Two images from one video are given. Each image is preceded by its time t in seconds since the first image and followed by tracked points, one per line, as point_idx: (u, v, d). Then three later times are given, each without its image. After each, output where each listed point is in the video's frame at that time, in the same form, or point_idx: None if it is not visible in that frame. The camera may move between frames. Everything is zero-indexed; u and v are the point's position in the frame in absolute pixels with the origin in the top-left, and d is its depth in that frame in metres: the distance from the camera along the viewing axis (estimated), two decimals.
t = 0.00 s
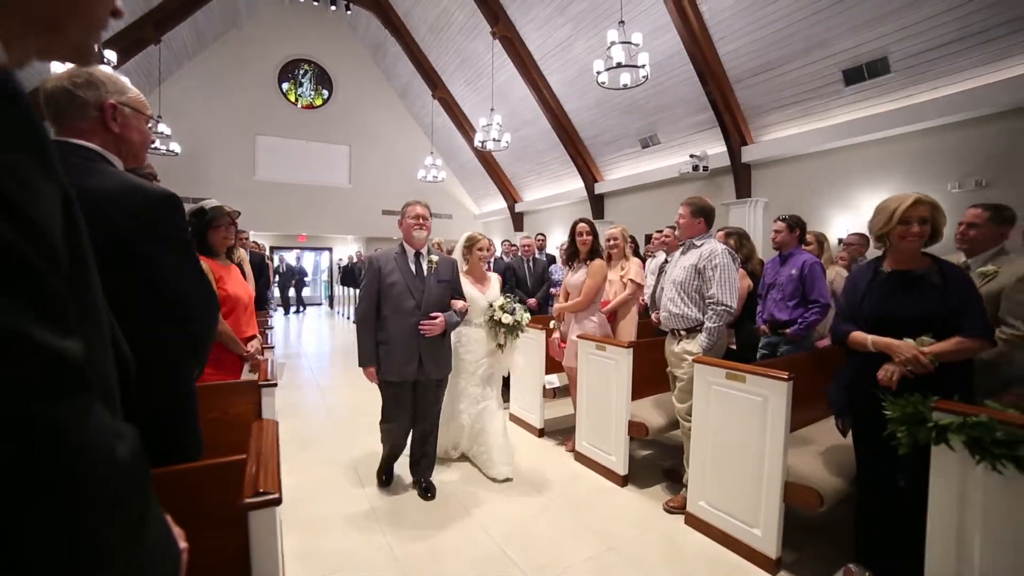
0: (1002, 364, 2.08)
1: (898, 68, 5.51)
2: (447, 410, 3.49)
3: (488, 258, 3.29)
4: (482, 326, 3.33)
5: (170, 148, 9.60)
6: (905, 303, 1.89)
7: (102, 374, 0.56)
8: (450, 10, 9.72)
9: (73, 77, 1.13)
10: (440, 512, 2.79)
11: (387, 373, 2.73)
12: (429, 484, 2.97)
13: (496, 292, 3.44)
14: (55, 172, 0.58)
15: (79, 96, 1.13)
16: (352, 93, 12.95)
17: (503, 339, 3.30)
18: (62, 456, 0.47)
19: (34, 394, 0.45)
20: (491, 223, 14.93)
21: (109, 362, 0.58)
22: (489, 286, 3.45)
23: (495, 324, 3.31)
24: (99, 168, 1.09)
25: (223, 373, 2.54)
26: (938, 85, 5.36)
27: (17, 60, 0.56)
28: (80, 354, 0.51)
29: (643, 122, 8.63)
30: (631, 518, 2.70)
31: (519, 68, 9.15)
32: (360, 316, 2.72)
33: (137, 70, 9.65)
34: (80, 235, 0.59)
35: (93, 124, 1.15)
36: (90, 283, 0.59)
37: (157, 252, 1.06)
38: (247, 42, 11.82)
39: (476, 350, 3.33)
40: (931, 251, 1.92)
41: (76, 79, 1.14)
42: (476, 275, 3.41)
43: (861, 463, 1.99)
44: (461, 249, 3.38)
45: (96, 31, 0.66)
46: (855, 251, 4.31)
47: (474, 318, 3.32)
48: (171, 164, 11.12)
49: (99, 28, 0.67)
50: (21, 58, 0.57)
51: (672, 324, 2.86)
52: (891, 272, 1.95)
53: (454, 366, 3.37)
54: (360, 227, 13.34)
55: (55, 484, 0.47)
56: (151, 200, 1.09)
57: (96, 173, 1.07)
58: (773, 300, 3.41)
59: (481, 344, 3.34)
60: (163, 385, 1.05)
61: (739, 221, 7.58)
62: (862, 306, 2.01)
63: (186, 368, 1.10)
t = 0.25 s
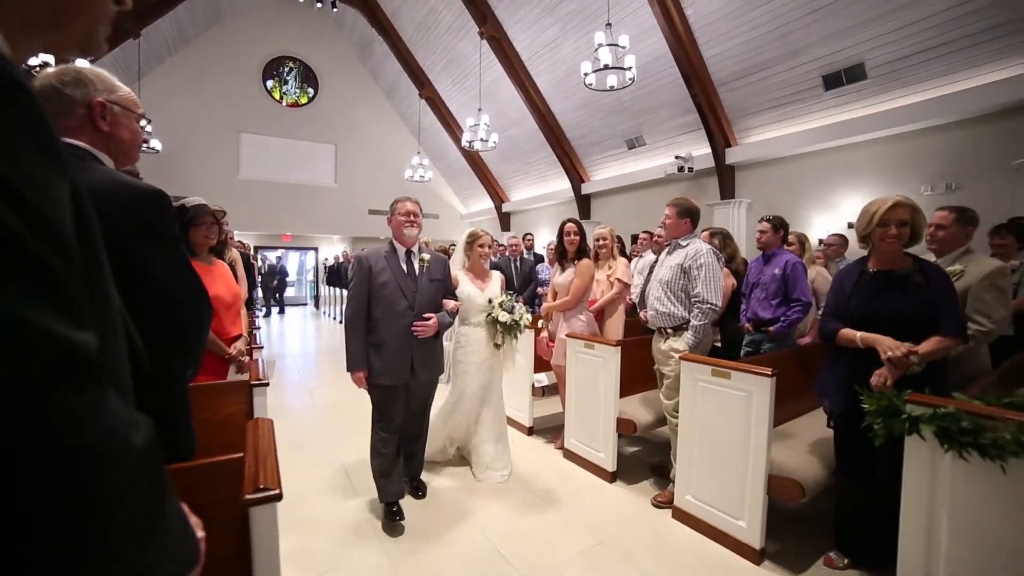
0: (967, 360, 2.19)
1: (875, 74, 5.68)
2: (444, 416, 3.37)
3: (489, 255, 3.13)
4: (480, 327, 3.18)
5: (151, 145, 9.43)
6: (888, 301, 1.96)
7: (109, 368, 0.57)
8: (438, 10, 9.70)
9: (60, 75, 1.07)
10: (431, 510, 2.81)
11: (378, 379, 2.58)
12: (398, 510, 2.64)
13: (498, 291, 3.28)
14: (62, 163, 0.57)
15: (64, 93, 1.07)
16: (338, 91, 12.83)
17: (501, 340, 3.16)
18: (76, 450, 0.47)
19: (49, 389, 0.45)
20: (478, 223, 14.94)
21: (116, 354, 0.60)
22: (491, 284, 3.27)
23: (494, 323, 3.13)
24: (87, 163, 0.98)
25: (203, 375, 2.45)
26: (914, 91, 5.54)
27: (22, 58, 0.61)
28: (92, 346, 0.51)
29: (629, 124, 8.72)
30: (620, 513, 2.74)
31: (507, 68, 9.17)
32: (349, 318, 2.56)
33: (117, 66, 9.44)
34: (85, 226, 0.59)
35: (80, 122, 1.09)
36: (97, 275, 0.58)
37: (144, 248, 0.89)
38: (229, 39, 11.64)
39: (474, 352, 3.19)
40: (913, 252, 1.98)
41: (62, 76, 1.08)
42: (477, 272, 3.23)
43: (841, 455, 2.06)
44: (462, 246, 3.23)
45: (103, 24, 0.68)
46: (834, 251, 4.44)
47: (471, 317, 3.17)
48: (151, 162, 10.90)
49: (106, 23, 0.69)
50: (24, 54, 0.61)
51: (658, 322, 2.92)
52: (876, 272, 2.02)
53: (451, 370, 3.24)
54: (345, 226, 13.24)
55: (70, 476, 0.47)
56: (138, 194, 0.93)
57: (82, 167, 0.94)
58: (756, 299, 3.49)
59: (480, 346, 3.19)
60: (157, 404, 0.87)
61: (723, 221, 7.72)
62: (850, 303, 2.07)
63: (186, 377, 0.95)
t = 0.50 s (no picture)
0: (935, 354, 2.28)
1: (851, 79, 5.84)
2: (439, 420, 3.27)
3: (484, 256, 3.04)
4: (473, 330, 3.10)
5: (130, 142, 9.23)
6: (865, 299, 2.02)
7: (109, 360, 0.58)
8: (424, 9, 9.68)
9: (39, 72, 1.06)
10: (420, 507, 2.82)
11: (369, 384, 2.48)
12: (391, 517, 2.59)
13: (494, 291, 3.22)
14: (61, 161, 0.59)
15: (44, 91, 1.06)
16: (322, 89, 12.70)
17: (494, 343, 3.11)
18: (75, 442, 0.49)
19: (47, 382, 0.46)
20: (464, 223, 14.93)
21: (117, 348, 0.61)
22: (486, 284, 3.21)
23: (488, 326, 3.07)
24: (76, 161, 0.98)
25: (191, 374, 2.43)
26: (889, 96, 5.72)
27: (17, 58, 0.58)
28: (92, 339, 0.53)
29: (614, 124, 8.81)
30: (607, 507, 2.79)
31: (493, 68, 9.19)
32: (332, 323, 2.43)
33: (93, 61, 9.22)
34: (86, 221, 0.60)
35: (61, 119, 1.08)
36: (98, 268, 0.59)
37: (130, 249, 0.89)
38: (211, 35, 11.45)
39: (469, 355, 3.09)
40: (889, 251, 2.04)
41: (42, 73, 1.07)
42: (472, 271, 3.18)
43: (818, 446, 2.14)
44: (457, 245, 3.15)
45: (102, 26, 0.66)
46: (812, 251, 4.57)
47: (464, 317, 3.09)
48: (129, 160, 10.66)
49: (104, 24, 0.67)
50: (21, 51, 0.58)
51: (643, 319, 2.98)
52: (853, 271, 2.08)
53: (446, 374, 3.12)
54: (330, 226, 13.12)
55: (70, 467, 0.49)
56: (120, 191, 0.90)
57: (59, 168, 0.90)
58: (739, 297, 3.57)
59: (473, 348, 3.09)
60: (151, 402, 0.86)
61: (706, 221, 7.85)
62: (824, 300, 2.15)
63: (174, 377, 0.94)
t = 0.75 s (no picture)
0: (902, 349, 2.38)
1: (827, 84, 6.01)
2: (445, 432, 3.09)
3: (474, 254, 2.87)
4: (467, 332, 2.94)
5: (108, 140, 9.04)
6: (838, 296, 2.10)
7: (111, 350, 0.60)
8: (409, 8, 9.65)
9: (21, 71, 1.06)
10: (407, 504, 2.85)
11: (351, 388, 2.44)
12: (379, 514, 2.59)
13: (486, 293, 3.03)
14: (65, 158, 0.61)
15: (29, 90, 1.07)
16: (306, 87, 12.58)
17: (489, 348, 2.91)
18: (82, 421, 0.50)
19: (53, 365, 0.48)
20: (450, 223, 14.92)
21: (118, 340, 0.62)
22: (479, 285, 3.04)
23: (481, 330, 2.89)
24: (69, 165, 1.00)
25: (178, 375, 2.43)
26: (863, 101, 5.90)
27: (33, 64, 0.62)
28: (96, 330, 0.54)
29: (599, 125, 8.90)
30: (592, 500, 2.85)
31: (479, 68, 9.21)
32: (312, 323, 2.37)
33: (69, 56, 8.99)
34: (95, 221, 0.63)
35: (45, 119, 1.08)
36: (96, 261, 0.61)
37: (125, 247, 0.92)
38: (192, 31, 11.25)
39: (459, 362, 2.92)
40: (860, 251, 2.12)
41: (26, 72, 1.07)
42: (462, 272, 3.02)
43: (791, 437, 2.23)
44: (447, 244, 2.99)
45: (106, 27, 0.68)
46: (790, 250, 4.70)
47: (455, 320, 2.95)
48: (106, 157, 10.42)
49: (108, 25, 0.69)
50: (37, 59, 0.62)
51: (627, 317, 3.05)
52: (826, 269, 2.17)
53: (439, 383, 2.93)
54: (314, 225, 13.00)
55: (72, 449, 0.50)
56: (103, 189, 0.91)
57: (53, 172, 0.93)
58: (719, 295, 3.66)
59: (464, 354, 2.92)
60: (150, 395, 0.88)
61: (689, 221, 7.99)
62: (796, 298, 2.24)
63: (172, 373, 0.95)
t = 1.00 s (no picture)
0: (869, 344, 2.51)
1: (805, 89, 6.19)
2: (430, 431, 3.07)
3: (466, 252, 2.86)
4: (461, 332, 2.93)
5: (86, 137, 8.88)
6: (805, 293, 2.21)
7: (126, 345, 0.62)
8: (396, 8, 9.65)
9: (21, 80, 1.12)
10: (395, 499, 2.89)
11: (342, 389, 2.43)
12: (370, 510, 2.61)
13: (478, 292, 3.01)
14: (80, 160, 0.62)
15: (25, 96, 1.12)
16: (291, 86, 12.47)
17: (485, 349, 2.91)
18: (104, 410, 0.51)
19: (83, 354, 0.50)
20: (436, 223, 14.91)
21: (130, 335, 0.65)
22: (470, 282, 3.02)
23: (478, 329, 2.89)
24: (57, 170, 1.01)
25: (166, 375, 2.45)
26: (839, 106, 6.10)
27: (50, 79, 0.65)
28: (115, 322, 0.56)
29: (585, 127, 9.01)
30: (577, 494, 2.92)
31: (466, 69, 9.25)
32: (301, 323, 2.36)
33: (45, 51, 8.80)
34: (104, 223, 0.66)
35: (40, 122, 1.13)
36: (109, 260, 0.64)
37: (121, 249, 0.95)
38: (173, 27, 11.09)
39: (452, 362, 2.88)
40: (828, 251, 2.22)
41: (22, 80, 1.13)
42: (451, 271, 2.99)
43: (767, 429, 2.32)
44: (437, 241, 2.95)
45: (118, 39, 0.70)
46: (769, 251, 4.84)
47: (449, 320, 2.92)
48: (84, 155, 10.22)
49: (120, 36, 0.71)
50: (54, 72, 0.65)
51: (611, 315, 3.14)
52: (796, 268, 2.29)
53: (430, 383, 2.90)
54: (299, 225, 12.89)
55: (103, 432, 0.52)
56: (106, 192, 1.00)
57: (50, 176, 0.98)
58: (700, 293, 3.77)
59: (457, 354, 2.89)
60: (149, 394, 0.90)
61: (673, 222, 8.14)
62: (767, 295, 2.36)
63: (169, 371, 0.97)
